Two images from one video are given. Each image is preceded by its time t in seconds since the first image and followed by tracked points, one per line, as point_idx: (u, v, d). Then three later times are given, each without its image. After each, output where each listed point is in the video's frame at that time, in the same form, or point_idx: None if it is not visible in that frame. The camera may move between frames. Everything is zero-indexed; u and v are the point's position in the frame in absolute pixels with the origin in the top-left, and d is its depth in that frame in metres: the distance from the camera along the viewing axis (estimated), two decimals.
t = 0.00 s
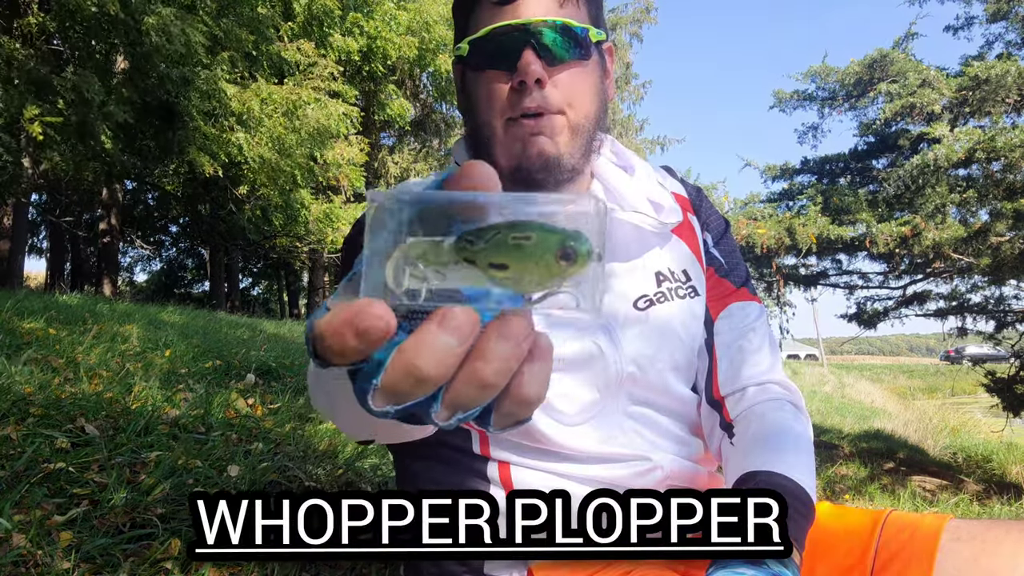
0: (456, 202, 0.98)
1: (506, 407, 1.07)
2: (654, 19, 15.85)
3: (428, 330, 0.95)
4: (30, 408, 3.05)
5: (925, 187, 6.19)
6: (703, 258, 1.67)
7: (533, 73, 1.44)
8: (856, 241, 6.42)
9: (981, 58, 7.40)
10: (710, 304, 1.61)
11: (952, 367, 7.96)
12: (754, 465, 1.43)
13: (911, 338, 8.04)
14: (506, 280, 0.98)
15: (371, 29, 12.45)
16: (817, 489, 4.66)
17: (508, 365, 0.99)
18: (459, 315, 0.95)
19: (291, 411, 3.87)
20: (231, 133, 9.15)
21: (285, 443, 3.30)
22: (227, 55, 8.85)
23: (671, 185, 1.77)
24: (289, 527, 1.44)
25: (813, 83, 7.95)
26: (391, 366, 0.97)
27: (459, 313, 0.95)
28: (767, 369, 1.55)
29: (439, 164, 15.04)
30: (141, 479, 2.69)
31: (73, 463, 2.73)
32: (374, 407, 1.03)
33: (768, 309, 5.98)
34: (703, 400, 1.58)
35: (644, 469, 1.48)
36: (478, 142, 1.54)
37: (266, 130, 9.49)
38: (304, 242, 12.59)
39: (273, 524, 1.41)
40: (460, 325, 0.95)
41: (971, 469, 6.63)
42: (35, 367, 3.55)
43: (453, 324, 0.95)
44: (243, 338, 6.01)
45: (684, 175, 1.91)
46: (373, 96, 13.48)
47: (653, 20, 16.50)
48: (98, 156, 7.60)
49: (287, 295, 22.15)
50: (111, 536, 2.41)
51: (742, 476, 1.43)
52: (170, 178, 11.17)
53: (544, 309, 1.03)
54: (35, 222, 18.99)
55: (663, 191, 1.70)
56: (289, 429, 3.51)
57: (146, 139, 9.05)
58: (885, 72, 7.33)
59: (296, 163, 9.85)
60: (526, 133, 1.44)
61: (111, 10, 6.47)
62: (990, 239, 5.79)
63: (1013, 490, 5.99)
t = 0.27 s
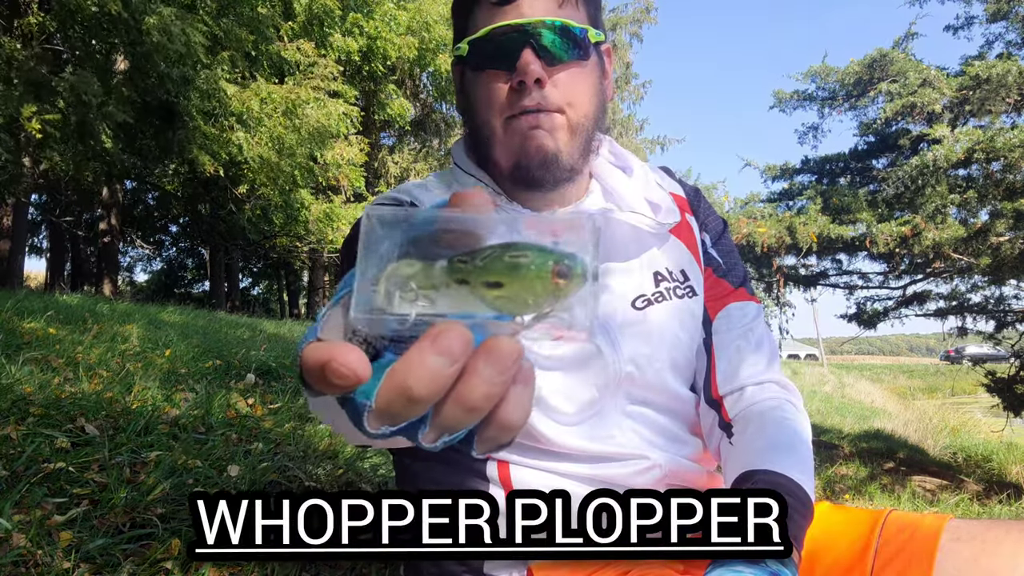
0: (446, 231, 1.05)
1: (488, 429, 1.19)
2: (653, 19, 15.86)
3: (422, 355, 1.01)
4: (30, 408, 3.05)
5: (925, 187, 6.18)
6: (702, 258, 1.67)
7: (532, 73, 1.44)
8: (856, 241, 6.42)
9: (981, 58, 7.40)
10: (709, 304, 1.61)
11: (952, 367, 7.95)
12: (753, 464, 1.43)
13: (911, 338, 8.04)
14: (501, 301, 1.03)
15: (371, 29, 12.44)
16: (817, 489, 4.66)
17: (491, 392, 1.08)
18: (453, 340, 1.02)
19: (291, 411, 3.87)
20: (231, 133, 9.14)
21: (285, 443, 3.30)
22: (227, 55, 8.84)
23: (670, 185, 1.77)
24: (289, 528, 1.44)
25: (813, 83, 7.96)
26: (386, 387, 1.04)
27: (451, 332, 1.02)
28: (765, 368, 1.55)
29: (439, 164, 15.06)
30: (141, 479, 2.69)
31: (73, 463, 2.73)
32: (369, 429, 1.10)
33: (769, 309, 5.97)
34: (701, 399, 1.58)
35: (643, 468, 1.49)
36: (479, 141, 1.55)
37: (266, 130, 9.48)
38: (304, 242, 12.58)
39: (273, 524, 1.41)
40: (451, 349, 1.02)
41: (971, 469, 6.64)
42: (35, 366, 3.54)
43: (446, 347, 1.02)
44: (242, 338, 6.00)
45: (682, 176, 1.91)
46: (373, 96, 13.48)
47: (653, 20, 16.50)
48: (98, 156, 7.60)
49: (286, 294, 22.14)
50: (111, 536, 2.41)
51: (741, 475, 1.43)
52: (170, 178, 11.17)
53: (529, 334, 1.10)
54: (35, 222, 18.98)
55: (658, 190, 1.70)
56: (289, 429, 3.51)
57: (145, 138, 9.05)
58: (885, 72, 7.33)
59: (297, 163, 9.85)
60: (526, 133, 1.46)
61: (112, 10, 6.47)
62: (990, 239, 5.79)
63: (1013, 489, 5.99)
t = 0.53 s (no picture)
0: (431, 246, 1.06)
1: (477, 449, 1.16)
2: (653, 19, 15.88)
3: (411, 373, 0.98)
4: (30, 408, 3.05)
5: (925, 187, 6.17)
6: (702, 258, 1.67)
7: (532, 73, 1.43)
8: (856, 241, 6.42)
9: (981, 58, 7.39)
10: (708, 304, 1.61)
11: (952, 367, 7.94)
12: (753, 464, 1.42)
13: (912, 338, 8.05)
14: (496, 317, 1.02)
15: (371, 29, 12.43)
16: (817, 489, 4.65)
17: (482, 411, 1.04)
18: (444, 360, 0.99)
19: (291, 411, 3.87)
20: (231, 133, 9.13)
21: (284, 443, 3.30)
22: (227, 55, 8.84)
23: (670, 185, 1.77)
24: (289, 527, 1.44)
25: (813, 82, 7.97)
26: (373, 406, 1.02)
27: (441, 352, 0.99)
28: (764, 369, 1.55)
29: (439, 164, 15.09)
30: (141, 479, 2.69)
31: (73, 463, 2.73)
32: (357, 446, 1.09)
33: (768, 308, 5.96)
34: (701, 399, 1.59)
35: (643, 468, 1.48)
36: (480, 141, 1.55)
37: (266, 129, 9.47)
38: (304, 242, 12.58)
39: (272, 524, 1.40)
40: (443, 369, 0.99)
41: (971, 469, 6.63)
42: (35, 366, 3.54)
43: (436, 367, 0.99)
44: (243, 338, 6.00)
45: (681, 176, 1.91)
46: (373, 96, 13.48)
47: (653, 19, 16.50)
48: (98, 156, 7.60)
49: (287, 294, 22.14)
50: (111, 536, 2.41)
51: (741, 475, 1.42)
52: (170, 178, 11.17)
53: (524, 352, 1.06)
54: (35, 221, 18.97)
55: (657, 189, 1.69)
56: (289, 429, 3.51)
57: (146, 138, 9.07)
58: (885, 72, 7.34)
59: (297, 163, 9.85)
60: (526, 134, 1.46)
61: (112, 9, 6.46)
62: (990, 239, 5.79)
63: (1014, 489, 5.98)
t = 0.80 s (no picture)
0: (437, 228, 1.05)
1: (478, 438, 1.17)
2: (653, 19, 15.88)
3: (415, 359, 0.97)
4: (30, 408, 3.04)
5: (925, 187, 6.17)
6: (702, 259, 1.67)
7: (532, 74, 1.44)
8: (856, 241, 6.42)
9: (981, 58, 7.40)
10: (709, 305, 1.61)
11: (952, 368, 7.94)
12: (754, 464, 1.41)
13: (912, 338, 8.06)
14: (501, 304, 1.03)
15: (371, 29, 12.42)
16: (817, 489, 4.65)
17: (485, 400, 1.04)
18: (449, 346, 0.98)
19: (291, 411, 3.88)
20: (232, 133, 9.13)
21: (284, 443, 3.29)
22: (227, 55, 8.85)
23: (670, 185, 1.76)
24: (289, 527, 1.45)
25: (813, 82, 7.98)
26: (377, 392, 1.01)
27: (445, 338, 0.97)
28: (765, 370, 1.54)
29: (439, 165, 15.10)
30: (141, 480, 2.68)
31: (73, 463, 2.73)
32: (358, 433, 1.08)
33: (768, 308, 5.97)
34: (701, 400, 1.59)
35: (644, 468, 1.47)
36: (480, 141, 1.56)
37: (267, 130, 9.47)
38: (304, 242, 12.58)
39: (273, 524, 1.41)
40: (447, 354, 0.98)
41: (971, 469, 6.62)
42: (35, 367, 3.54)
43: (441, 353, 0.97)
44: (243, 338, 6.00)
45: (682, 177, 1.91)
46: (373, 96, 13.49)
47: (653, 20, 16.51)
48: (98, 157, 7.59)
49: (287, 294, 22.14)
50: (111, 536, 2.40)
51: (742, 475, 1.41)
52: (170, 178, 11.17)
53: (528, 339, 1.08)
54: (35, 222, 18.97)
55: (658, 189, 1.68)
56: (289, 429, 3.51)
57: (146, 139, 9.07)
58: (885, 72, 7.35)
59: (297, 163, 9.86)
60: (527, 134, 1.46)
61: (113, 9, 6.45)
62: (990, 240, 5.78)
63: (1014, 489, 5.98)
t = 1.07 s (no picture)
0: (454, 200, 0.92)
1: (489, 430, 1.09)
2: (653, 19, 15.88)
3: (435, 344, 0.87)
4: (30, 407, 3.04)
5: (926, 187, 6.17)
6: (702, 260, 1.67)
7: (534, 73, 1.44)
8: (857, 241, 6.43)
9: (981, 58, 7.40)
10: (709, 306, 1.62)
11: (952, 367, 7.94)
12: (753, 465, 1.40)
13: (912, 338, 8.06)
14: (522, 285, 0.92)
15: (371, 29, 12.39)
16: (818, 489, 4.64)
17: (505, 385, 0.95)
18: (470, 329, 0.87)
19: (291, 411, 3.87)
20: (231, 133, 9.12)
21: (284, 443, 3.29)
22: (227, 55, 8.84)
23: (671, 186, 1.77)
24: (288, 528, 1.47)
25: (813, 82, 7.98)
26: (396, 378, 0.92)
27: (466, 322, 0.87)
28: (765, 371, 1.54)
29: (439, 164, 15.10)
30: (141, 480, 2.68)
31: (73, 463, 2.73)
32: (375, 422, 1.00)
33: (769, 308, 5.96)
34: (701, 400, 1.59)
35: (644, 468, 1.47)
36: (480, 141, 1.55)
37: (266, 129, 9.45)
38: (304, 242, 12.55)
39: (272, 524, 1.43)
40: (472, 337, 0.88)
41: (971, 469, 6.62)
42: (35, 367, 3.54)
43: (461, 338, 0.87)
44: (243, 338, 6.00)
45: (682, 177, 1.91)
46: (373, 96, 13.49)
47: (653, 19, 16.51)
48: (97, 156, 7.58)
49: (287, 294, 22.11)
50: (111, 536, 2.40)
51: (742, 475, 1.40)
52: (170, 177, 11.18)
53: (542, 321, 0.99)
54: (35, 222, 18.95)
55: (660, 191, 1.69)
56: (289, 429, 3.50)
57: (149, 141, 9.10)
58: (885, 72, 7.35)
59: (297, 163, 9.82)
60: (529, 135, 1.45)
61: (112, 8, 6.43)
62: (990, 239, 5.77)
63: (1014, 489, 5.97)
